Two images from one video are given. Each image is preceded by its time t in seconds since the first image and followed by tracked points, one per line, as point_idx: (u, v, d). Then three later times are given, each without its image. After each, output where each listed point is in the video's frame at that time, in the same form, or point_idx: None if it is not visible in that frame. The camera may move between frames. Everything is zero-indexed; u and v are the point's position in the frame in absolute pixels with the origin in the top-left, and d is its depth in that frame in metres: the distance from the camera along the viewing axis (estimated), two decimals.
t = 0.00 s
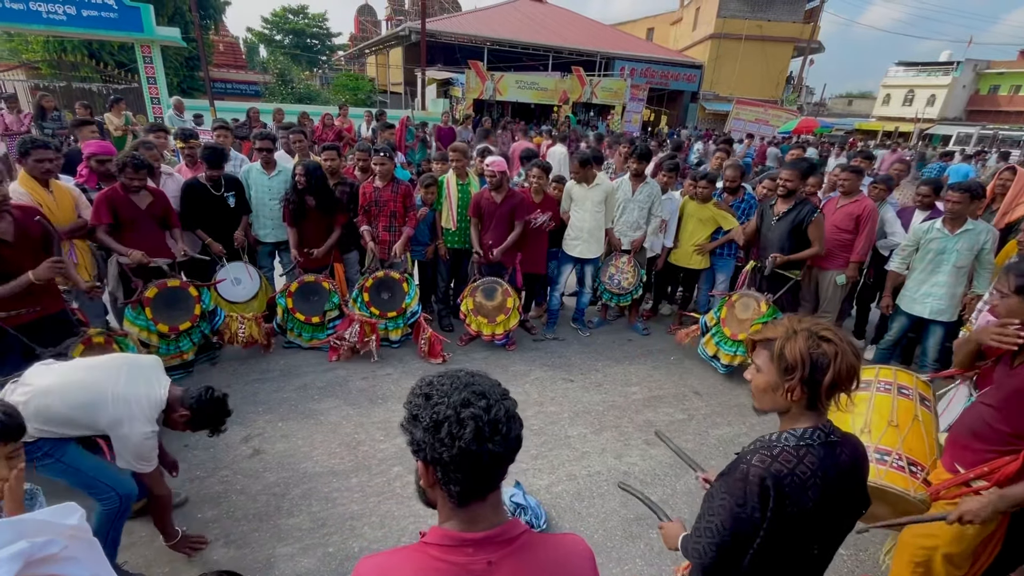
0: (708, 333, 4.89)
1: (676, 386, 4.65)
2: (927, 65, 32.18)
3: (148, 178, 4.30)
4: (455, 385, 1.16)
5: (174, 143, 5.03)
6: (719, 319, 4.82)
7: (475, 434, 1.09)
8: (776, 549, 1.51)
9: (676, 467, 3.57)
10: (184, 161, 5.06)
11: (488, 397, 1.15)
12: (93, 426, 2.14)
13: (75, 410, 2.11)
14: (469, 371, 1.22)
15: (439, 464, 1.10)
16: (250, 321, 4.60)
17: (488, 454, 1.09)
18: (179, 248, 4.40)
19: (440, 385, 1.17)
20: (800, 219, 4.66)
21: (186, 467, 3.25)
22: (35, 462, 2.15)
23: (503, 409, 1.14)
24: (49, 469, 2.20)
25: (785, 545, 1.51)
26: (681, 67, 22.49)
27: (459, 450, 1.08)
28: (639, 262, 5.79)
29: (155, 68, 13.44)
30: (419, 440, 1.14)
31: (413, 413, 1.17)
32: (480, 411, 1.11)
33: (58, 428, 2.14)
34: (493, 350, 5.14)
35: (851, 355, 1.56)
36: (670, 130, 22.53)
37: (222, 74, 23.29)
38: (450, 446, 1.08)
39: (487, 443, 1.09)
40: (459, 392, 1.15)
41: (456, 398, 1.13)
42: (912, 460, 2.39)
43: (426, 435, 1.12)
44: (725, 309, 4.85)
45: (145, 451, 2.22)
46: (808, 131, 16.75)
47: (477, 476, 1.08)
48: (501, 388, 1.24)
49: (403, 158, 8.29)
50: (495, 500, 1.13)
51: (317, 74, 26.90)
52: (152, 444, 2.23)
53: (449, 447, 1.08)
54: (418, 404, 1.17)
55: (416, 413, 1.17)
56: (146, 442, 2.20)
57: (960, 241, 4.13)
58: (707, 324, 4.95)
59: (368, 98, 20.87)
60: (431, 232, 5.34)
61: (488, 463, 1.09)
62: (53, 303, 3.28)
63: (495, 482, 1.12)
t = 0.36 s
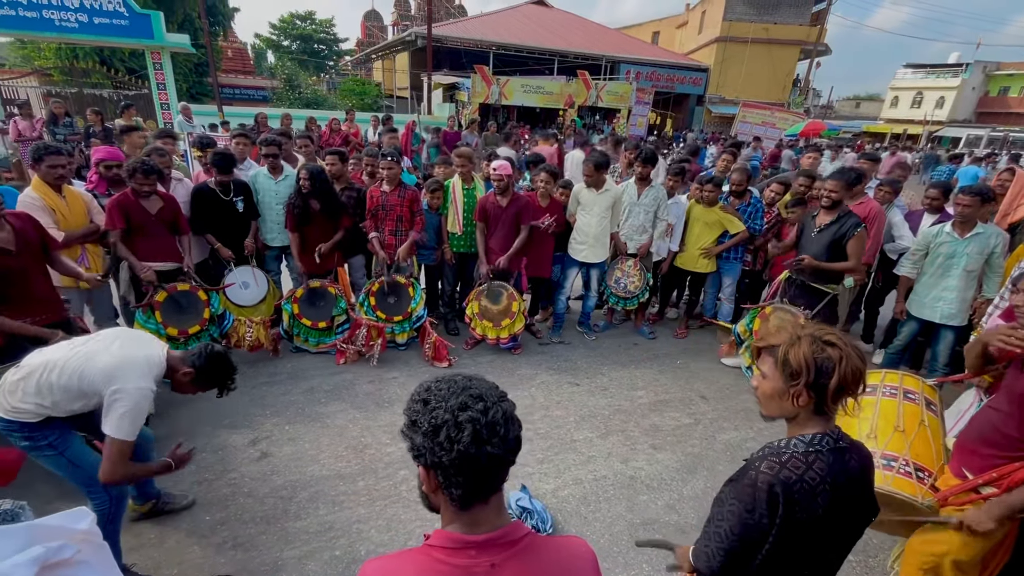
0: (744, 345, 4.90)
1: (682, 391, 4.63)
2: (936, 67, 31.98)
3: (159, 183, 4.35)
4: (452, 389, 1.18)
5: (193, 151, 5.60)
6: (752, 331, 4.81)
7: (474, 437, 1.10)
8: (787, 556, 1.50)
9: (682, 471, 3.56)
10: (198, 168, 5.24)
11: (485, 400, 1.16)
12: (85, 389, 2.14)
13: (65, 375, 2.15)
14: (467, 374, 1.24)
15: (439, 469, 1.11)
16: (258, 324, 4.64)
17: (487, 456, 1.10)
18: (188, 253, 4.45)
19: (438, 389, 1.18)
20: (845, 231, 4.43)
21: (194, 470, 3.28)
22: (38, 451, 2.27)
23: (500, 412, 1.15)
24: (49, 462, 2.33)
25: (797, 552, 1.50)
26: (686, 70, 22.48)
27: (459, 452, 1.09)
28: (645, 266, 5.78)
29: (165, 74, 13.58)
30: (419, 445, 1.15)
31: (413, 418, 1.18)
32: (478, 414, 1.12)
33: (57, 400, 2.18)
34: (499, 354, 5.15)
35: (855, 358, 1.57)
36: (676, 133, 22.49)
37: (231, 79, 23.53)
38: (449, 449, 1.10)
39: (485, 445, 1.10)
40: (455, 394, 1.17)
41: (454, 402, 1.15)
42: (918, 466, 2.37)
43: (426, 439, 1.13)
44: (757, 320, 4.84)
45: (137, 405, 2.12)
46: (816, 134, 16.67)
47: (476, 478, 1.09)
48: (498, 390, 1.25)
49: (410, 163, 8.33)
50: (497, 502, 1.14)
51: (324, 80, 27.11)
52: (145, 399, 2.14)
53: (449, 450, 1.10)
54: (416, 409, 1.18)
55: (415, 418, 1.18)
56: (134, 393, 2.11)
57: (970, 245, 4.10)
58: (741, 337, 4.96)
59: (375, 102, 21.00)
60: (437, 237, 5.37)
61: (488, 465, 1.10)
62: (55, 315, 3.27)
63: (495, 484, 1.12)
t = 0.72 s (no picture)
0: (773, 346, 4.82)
1: (689, 395, 4.61)
2: (946, 69, 31.74)
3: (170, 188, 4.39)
4: (460, 400, 1.18)
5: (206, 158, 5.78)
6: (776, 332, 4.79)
7: (481, 450, 1.10)
8: (785, 559, 1.48)
9: (690, 477, 3.54)
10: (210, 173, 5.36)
11: (493, 412, 1.16)
12: (71, 355, 2.20)
13: (57, 347, 2.23)
14: (475, 383, 1.24)
15: (446, 481, 1.11)
16: (266, 328, 4.63)
17: (493, 470, 1.10)
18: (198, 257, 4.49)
19: (446, 399, 1.18)
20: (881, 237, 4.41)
21: (203, 472, 3.30)
22: (66, 450, 2.21)
23: (508, 425, 1.15)
24: (75, 459, 2.28)
25: (795, 556, 1.48)
26: (693, 73, 22.43)
27: (466, 466, 1.09)
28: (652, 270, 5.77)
29: (175, 80, 13.72)
30: (426, 456, 1.15)
31: (419, 429, 1.18)
32: (485, 427, 1.12)
33: (50, 374, 2.24)
34: (506, 358, 5.15)
35: (863, 362, 1.55)
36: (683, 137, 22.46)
37: (240, 85, 23.77)
38: (456, 462, 1.10)
39: (492, 459, 1.10)
40: (463, 406, 1.16)
41: (461, 414, 1.14)
42: (931, 470, 2.35)
43: (432, 451, 1.13)
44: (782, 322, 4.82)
45: (107, 361, 2.13)
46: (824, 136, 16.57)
47: (483, 492, 1.09)
48: (508, 401, 1.24)
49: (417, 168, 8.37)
50: (505, 513, 1.14)
51: (332, 85, 27.33)
52: (118, 355, 2.16)
53: (455, 463, 1.10)
54: (423, 419, 1.19)
55: (422, 429, 1.18)
56: (106, 352, 2.13)
57: (982, 249, 4.06)
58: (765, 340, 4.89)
59: (382, 107, 21.11)
60: (443, 243, 5.38)
61: (495, 478, 1.10)
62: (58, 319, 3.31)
63: (502, 497, 1.12)
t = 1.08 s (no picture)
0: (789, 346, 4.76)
1: (696, 398, 4.59)
2: (953, 71, 31.56)
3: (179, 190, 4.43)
4: (472, 405, 1.18)
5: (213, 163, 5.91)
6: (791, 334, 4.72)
7: (493, 458, 1.11)
8: (795, 557, 1.48)
9: (697, 480, 3.53)
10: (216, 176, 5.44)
11: (506, 418, 1.16)
12: (78, 350, 2.23)
13: (64, 343, 2.26)
14: (488, 387, 1.25)
15: (459, 487, 1.12)
16: (274, 329, 4.68)
17: (506, 476, 1.10)
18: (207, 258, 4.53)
19: (459, 403, 1.19)
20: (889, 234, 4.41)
21: (211, 473, 3.32)
22: (79, 443, 2.30)
23: (521, 430, 1.15)
24: (91, 456, 2.35)
25: (805, 557, 1.48)
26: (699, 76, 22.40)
27: (478, 473, 1.09)
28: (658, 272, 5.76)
29: (183, 83, 13.84)
30: (438, 462, 1.16)
31: (432, 434, 1.19)
32: (499, 433, 1.12)
33: (60, 370, 2.25)
34: (512, 360, 5.16)
35: (870, 364, 1.55)
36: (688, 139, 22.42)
37: (247, 89, 23.96)
38: (468, 469, 1.10)
39: (505, 465, 1.11)
40: (476, 411, 1.17)
41: (474, 420, 1.14)
42: (941, 474, 2.34)
43: (444, 457, 1.14)
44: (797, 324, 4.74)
45: (112, 346, 2.14)
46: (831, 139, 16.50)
47: (496, 497, 1.10)
48: (520, 406, 1.25)
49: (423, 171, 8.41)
50: (518, 519, 1.14)
51: (339, 88, 27.50)
52: (120, 338, 2.16)
53: (468, 470, 1.10)
54: (435, 424, 1.19)
55: (434, 434, 1.19)
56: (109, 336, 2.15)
57: (993, 251, 4.03)
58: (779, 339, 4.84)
59: (388, 110, 21.21)
60: (447, 248, 5.39)
61: (508, 484, 1.11)
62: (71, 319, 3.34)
63: (515, 501, 1.13)
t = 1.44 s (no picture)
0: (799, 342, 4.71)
1: (699, 400, 4.58)
2: (959, 72, 31.42)
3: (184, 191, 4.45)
4: (474, 413, 1.17)
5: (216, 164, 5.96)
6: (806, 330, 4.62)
7: (489, 468, 1.10)
8: (802, 559, 1.48)
9: (700, 481, 3.52)
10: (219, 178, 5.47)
11: (506, 429, 1.14)
12: (96, 331, 2.23)
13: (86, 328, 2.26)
14: (494, 392, 1.24)
15: (456, 494, 1.13)
16: (275, 332, 4.66)
17: (500, 489, 1.09)
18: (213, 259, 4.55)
19: (461, 407, 1.20)
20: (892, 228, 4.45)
21: (215, 473, 3.33)
22: (120, 435, 2.31)
23: (521, 443, 1.13)
24: (119, 450, 2.35)
25: (810, 556, 1.48)
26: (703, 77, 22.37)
27: (473, 482, 1.09)
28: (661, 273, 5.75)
29: (188, 86, 13.94)
30: (437, 466, 1.17)
31: (434, 438, 1.20)
32: (496, 445, 1.11)
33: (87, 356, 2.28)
34: (514, 361, 5.16)
35: (879, 364, 1.59)
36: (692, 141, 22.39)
37: (252, 91, 24.10)
38: (464, 478, 1.10)
39: (500, 478, 1.10)
40: (476, 420, 1.16)
41: (473, 428, 1.14)
42: (947, 478, 2.32)
43: (443, 463, 1.15)
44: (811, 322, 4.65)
45: (134, 321, 2.15)
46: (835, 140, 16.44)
47: (491, 508, 1.10)
48: (527, 416, 1.22)
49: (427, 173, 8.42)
50: (522, 525, 1.14)
51: (343, 90, 27.62)
52: (140, 314, 2.18)
53: (464, 479, 1.10)
54: (437, 429, 1.19)
55: (436, 437, 1.19)
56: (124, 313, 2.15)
57: (999, 252, 4.01)
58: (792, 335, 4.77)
59: (391, 112, 21.30)
60: (449, 249, 5.39)
61: (501, 497, 1.10)
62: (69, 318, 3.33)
63: (514, 513, 1.12)
